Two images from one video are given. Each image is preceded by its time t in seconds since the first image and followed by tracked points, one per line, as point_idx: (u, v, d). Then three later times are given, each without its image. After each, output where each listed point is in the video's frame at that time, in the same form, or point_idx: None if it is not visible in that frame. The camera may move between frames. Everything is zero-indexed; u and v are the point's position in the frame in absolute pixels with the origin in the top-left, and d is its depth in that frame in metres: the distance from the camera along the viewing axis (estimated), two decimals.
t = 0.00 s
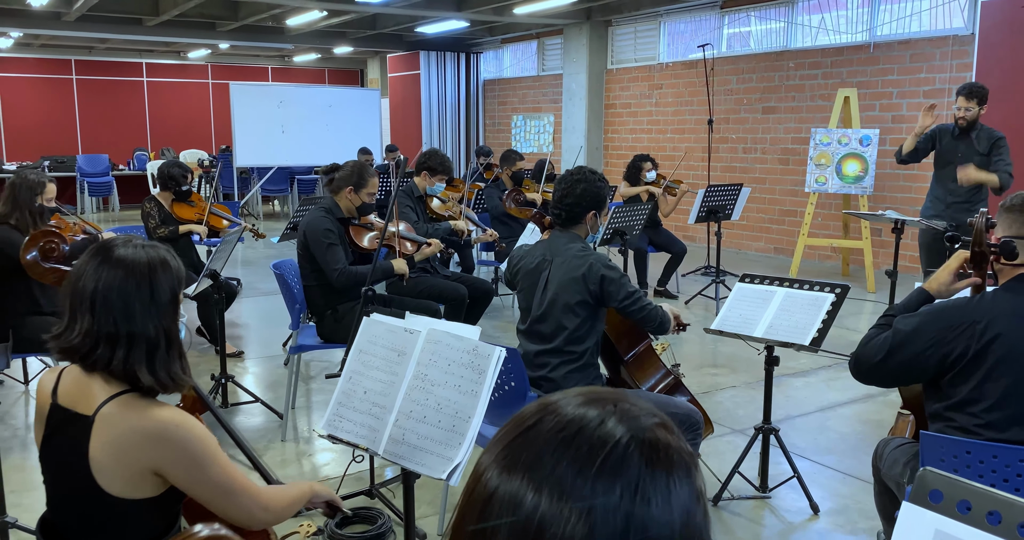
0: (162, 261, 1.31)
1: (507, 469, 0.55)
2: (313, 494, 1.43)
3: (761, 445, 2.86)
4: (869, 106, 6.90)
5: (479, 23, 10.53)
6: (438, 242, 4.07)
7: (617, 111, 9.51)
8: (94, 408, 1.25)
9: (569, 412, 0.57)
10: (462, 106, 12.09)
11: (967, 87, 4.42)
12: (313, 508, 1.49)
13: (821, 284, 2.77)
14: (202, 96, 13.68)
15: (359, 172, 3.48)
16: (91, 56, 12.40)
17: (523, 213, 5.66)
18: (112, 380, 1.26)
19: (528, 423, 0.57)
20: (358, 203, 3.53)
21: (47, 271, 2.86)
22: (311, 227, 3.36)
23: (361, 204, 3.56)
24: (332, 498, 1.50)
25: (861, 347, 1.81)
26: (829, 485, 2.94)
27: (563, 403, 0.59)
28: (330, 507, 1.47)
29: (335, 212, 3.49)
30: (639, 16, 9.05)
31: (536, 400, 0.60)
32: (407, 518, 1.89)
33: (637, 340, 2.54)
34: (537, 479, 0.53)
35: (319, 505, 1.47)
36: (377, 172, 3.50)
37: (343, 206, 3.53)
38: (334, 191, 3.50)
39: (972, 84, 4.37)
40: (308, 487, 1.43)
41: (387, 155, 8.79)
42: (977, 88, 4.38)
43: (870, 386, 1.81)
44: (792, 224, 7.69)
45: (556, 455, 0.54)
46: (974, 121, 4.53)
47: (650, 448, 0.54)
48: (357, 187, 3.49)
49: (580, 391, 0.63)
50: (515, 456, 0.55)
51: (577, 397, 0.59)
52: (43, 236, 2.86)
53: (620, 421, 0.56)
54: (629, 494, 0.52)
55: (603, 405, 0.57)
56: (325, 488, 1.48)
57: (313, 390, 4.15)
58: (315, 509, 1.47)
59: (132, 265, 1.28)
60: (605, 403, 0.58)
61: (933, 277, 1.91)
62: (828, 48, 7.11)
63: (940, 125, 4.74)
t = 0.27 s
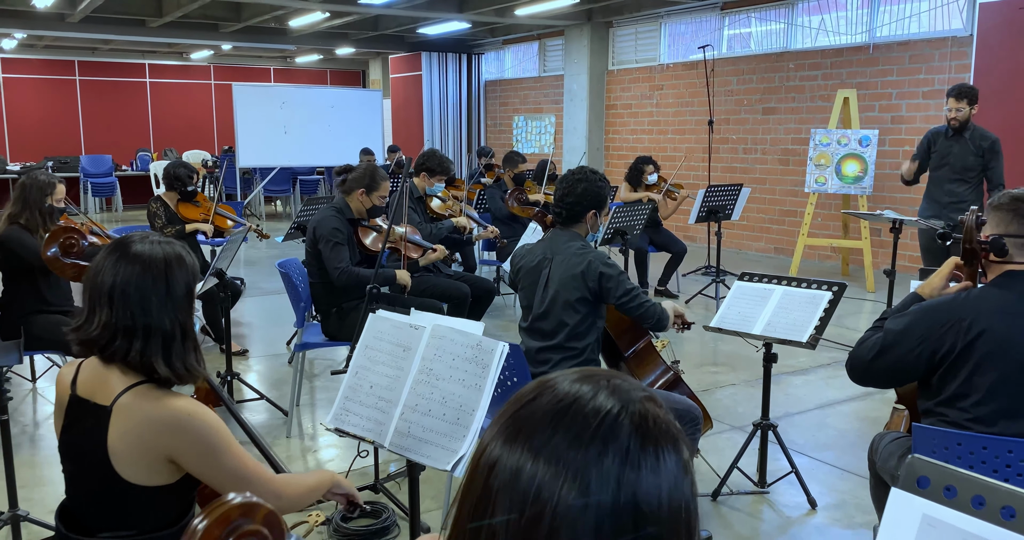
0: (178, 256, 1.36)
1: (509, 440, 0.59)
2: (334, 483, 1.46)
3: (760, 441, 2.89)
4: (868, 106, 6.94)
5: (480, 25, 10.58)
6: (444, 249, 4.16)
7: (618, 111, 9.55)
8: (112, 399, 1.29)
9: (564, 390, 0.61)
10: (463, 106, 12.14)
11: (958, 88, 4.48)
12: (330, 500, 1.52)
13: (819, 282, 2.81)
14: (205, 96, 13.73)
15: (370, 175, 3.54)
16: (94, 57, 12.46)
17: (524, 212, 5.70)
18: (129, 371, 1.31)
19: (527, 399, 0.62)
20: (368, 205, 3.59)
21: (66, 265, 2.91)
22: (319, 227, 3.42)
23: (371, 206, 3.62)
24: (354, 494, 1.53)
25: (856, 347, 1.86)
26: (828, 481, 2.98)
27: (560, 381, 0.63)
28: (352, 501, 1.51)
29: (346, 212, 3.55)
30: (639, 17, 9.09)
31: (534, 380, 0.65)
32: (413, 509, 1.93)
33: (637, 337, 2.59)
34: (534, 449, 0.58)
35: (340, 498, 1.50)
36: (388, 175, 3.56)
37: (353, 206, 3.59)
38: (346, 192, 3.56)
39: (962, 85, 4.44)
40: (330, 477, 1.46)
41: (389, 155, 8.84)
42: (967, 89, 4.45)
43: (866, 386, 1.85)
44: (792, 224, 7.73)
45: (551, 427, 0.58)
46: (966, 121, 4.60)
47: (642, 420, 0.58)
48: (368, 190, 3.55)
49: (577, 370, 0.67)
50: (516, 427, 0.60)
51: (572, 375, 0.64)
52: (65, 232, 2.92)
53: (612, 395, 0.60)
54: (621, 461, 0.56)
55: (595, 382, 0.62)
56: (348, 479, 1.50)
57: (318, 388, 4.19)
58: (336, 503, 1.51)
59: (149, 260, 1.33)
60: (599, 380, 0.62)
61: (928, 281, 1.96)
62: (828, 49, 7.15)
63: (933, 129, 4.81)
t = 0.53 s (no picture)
0: (185, 253, 1.40)
1: (506, 421, 0.63)
2: (321, 471, 1.52)
3: (756, 437, 2.94)
4: (867, 107, 6.98)
5: (481, 26, 10.62)
6: (447, 249, 4.18)
7: (618, 112, 9.59)
8: (121, 390, 1.34)
9: (559, 374, 0.65)
10: (464, 108, 12.19)
11: (951, 90, 4.54)
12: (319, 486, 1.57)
13: (815, 280, 2.84)
14: (206, 97, 13.78)
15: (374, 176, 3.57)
16: (96, 57, 12.51)
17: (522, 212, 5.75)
18: (138, 365, 1.35)
19: (522, 382, 0.66)
20: (374, 205, 3.62)
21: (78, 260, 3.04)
22: (324, 226, 3.46)
23: (377, 205, 3.65)
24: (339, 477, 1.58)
25: (847, 341, 1.92)
26: (823, 476, 3.03)
27: (555, 366, 0.68)
28: (336, 485, 1.55)
29: (351, 212, 3.58)
30: (640, 18, 9.13)
31: (532, 366, 0.69)
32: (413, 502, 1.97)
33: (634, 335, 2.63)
34: (528, 428, 0.62)
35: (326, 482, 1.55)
36: (393, 176, 3.58)
37: (358, 206, 3.63)
38: (352, 192, 3.59)
39: (956, 86, 4.49)
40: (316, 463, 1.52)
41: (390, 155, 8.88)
42: (961, 90, 4.50)
43: (857, 378, 1.90)
44: (791, 224, 7.76)
45: (545, 408, 0.62)
46: (960, 122, 4.65)
47: (631, 403, 0.62)
48: (373, 190, 3.57)
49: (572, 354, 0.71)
50: (513, 407, 0.64)
51: (567, 360, 0.68)
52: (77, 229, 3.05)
53: (603, 380, 0.64)
54: (608, 440, 0.60)
55: (587, 366, 0.66)
56: (334, 466, 1.55)
57: (319, 385, 4.24)
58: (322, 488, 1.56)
59: (157, 257, 1.37)
60: (592, 365, 0.66)
61: (923, 280, 2.00)
62: (827, 50, 7.19)
63: (927, 130, 4.85)
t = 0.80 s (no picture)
0: (189, 252, 1.44)
1: (482, 404, 0.68)
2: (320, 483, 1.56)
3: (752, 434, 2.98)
4: (865, 107, 7.01)
5: (481, 26, 10.66)
6: (446, 248, 4.23)
7: (618, 112, 9.62)
8: (128, 385, 1.38)
9: (530, 359, 0.71)
10: (464, 108, 12.23)
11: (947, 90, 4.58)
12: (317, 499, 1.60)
13: (810, 279, 2.88)
14: (207, 98, 13.81)
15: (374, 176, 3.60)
16: (98, 58, 12.55)
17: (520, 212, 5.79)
18: (144, 361, 1.39)
19: (499, 367, 0.71)
20: (375, 204, 3.65)
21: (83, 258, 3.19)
22: (325, 225, 3.50)
23: (377, 205, 3.68)
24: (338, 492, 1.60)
25: (838, 338, 1.96)
26: (818, 473, 3.06)
27: (528, 352, 0.73)
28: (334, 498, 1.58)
29: (352, 212, 3.62)
30: (639, 19, 9.17)
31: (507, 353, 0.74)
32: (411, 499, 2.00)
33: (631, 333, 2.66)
34: (502, 409, 0.67)
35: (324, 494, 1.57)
36: (394, 175, 3.62)
37: (359, 206, 3.66)
38: (352, 192, 3.63)
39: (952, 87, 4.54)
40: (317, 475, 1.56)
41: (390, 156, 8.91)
42: (956, 91, 4.55)
43: (847, 375, 1.95)
44: (790, 224, 7.80)
45: (516, 389, 0.67)
46: (955, 122, 4.69)
47: (595, 383, 0.67)
48: (374, 190, 3.61)
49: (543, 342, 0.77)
50: (488, 391, 0.68)
51: (539, 346, 0.73)
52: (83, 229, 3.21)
53: (569, 363, 0.69)
54: (574, 418, 0.66)
55: (557, 350, 0.72)
56: (333, 480, 1.59)
57: (320, 384, 4.28)
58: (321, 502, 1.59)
59: (162, 255, 1.41)
60: (562, 350, 0.72)
61: (914, 279, 2.04)
62: (825, 51, 7.22)
63: (922, 130, 4.90)
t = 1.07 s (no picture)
0: (183, 250, 1.46)
1: (463, 396, 0.68)
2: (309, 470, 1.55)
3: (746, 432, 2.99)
4: (863, 107, 7.03)
5: (481, 26, 10.68)
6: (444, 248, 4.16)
7: (617, 112, 9.64)
8: (121, 381, 1.40)
9: (514, 352, 0.71)
10: (464, 109, 12.26)
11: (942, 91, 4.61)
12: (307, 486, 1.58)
13: (803, 278, 2.90)
14: (208, 97, 13.84)
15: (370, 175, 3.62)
16: (98, 58, 12.59)
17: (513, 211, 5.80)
18: (137, 357, 1.41)
19: (482, 359, 0.71)
20: (371, 204, 3.67)
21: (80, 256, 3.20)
22: (322, 223, 3.52)
23: (374, 205, 3.70)
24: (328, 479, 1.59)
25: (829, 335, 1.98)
26: (812, 471, 3.08)
27: (513, 345, 0.73)
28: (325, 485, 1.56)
29: (348, 211, 3.64)
30: (638, 19, 9.19)
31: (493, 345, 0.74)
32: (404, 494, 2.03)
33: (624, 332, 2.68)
34: (483, 402, 0.67)
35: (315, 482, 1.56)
36: (390, 176, 3.64)
37: (355, 206, 3.68)
38: (348, 192, 3.65)
39: (947, 87, 4.57)
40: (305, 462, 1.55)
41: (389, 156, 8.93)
42: (951, 91, 4.58)
43: (838, 372, 1.96)
44: (788, 223, 7.81)
45: (497, 383, 0.67)
46: (950, 122, 4.71)
47: (575, 378, 0.67)
48: (370, 190, 3.63)
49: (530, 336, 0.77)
50: (470, 384, 0.69)
51: (524, 340, 0.73)
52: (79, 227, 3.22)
53: (552, 356, 0.69)
54: (553, 412, 0.66)
55: (542, 344, 0.71)
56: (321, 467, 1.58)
57: (318, 382, 4.30)
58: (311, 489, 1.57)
59: (156, 253, 1.43)
60: (546, 343, 0.72)
61: (903, 277, 2.06)
62: (824, 50, 7.24)
63: (918, 131, 4.92)
